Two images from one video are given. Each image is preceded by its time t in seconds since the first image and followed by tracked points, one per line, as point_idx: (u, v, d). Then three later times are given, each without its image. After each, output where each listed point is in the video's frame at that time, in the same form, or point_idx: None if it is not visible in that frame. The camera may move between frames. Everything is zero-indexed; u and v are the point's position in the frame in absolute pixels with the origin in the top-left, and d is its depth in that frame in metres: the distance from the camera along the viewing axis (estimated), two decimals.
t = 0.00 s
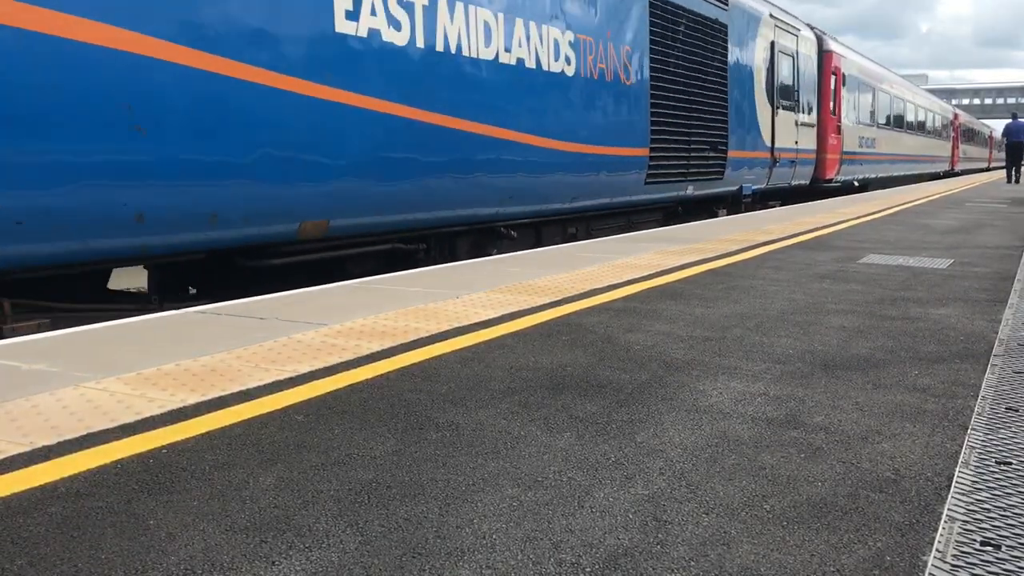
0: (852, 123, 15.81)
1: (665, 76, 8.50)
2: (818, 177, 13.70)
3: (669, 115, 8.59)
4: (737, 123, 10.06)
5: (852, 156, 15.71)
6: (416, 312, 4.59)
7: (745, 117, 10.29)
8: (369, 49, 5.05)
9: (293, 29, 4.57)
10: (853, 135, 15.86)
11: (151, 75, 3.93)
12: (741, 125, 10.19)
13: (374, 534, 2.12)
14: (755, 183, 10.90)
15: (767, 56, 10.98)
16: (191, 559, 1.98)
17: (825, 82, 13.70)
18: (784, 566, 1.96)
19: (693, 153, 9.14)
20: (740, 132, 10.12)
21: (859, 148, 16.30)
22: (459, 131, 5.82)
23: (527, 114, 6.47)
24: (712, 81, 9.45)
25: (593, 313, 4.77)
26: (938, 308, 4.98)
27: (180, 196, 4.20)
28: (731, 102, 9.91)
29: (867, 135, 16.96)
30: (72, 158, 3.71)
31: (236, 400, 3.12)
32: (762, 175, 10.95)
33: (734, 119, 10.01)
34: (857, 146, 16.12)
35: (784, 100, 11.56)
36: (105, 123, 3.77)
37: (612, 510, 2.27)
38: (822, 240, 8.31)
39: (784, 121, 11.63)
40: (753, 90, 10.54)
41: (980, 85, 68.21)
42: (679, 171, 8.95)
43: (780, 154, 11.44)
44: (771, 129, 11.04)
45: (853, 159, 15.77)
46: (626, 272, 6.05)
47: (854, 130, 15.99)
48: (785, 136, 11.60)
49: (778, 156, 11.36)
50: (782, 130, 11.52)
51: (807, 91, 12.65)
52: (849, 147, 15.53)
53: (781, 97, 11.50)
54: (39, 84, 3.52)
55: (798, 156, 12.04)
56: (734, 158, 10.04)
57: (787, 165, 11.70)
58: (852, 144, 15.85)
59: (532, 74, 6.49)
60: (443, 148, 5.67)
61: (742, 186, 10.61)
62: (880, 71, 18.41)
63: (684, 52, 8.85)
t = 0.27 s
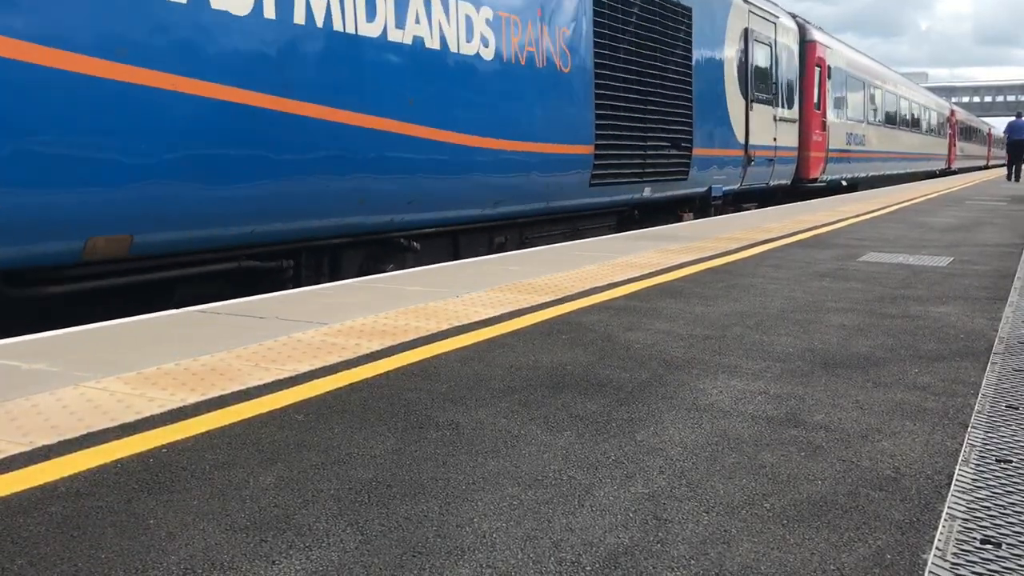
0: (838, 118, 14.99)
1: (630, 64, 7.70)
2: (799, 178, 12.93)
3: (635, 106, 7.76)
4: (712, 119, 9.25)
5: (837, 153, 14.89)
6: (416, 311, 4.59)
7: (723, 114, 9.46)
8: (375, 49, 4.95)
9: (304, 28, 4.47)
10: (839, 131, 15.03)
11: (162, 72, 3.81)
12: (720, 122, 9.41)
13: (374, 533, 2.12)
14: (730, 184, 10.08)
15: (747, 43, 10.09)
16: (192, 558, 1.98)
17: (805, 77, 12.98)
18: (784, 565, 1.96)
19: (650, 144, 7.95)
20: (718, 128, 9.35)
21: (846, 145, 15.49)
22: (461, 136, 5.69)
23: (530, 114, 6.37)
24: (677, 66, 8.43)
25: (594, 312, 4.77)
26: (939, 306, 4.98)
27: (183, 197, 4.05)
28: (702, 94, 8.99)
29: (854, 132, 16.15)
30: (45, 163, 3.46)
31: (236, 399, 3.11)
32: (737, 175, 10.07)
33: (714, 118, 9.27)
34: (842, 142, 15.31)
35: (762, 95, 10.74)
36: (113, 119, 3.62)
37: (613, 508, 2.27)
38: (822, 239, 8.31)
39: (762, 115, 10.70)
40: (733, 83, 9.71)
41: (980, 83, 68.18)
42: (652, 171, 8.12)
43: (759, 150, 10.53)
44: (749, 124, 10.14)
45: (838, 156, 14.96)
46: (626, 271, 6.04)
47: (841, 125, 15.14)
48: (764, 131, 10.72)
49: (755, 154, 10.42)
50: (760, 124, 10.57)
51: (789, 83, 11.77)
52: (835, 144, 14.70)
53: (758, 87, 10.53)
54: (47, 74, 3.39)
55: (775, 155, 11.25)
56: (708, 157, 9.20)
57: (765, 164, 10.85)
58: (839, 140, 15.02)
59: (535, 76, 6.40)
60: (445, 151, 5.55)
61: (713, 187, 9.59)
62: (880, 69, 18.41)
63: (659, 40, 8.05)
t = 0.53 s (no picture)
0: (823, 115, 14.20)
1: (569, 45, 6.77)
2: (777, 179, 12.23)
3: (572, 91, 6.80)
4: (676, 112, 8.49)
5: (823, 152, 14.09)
6: (416, 310, 4.59)
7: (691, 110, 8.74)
8: (363, 49, 4.91)
9: (305, 26, 4.50)
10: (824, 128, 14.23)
11: (149, 73, 3.77)
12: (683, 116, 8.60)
13: (374, 532, 2.12)
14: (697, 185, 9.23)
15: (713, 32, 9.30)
16: (192, 557, 1.98)
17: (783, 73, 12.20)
18: (784, 563, 1.96)
19: (594, 141, 7.07)
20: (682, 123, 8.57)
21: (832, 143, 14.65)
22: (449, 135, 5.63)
23: (529, 115, 6.37)
24: (628, 58, 7.61)
25: (594, 310, 4.77)
26: (938, 304, 4.98)
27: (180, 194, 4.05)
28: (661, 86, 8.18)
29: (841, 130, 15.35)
30: None
31: (236, 399, 3.11)
32: (704, 173, 9.24)
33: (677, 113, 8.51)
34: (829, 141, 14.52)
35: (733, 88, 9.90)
36: (113, 113, 3.64)
37: (613, 507, 2.27)
38: (822, 236, 8.31)
39: (732, 109, 9.88)
40: (698, 76, 8.95)
41: (979, 81, 68.15)
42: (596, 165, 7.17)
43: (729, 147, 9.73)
44: (716, 119, 9.36)
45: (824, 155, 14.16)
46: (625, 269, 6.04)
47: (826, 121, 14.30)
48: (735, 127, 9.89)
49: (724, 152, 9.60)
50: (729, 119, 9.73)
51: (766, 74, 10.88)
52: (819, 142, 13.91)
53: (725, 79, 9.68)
54: (49, 67, 3.42)
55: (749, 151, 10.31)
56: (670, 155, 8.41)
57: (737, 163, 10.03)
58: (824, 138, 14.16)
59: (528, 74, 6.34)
60: (442, 150, 5.55)
61: (675, 188, 8.70)
62: (879, 68, 18.40)
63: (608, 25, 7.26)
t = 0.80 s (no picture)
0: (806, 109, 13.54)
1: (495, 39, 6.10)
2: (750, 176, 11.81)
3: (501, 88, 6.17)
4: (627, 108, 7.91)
5: (805, 149, 13.46)
6: (415, 309, 4.59)
7: (646, 105, 8.19)
8: (300, 46, 4.69)
9: (232, 25, 4.30)
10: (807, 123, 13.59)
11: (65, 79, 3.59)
12: (637, 112, 8.07)
13: (374, 531, 2.12)
14: (654, 187, 8.72)
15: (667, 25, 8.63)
16: (192, 557, 1.99)
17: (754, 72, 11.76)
18: (784, 561, 1.96)
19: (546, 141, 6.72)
20: (632, 122, 8.00)
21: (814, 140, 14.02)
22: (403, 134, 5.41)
23: (505, 114, 6.24)
24: (565, 48, 6.97)
25: (593, 309, 4.77)
26: (938, 303, 4.98)
27: (176, 192, 4.14)
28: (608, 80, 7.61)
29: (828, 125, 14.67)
30: None
31: (236, 398, 3.11)
32: (659, 174, 8.70)
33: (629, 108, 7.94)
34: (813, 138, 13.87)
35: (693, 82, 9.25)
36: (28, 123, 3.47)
37: (613, 505, 2.27)
38: (821, 235, 8.31)
39: (692, 105, 9.28)
40: (651, 71, 8.35)
41: (979, 78, 68.12)
42: (526, 174, 6.59)
43: (688, 146, 9.17)
44: (673, 118, 8.78)
45: (806, 152, 13.55)
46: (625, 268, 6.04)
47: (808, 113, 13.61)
48: (694, 123, 9.29)
49: (682, 150, 9.04)
50: (687, 114, 9.17)
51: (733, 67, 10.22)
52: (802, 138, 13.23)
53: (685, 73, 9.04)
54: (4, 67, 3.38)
55: (714, 150, 9.82)
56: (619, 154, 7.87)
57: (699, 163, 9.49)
58: (807, 135, 13.53)
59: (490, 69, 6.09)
60: (412, 150, 5.49)
61: (629, 190, 8.16)
62: (879, 66, 18.39)
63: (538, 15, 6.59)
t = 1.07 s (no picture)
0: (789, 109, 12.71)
1: (401, 34, 5.29)
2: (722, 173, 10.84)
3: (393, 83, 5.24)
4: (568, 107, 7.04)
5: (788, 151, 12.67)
6: (415, 311, 4.59)
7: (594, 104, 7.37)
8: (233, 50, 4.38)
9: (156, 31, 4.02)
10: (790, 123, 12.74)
11: None
12: (582, 110, 7.20)
13: (374, 533, 2.12)
14: (608, 191, 7.84)
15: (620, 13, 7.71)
16: (192, 559, 1.99)
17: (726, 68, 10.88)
18: (784, 563, 1.96)
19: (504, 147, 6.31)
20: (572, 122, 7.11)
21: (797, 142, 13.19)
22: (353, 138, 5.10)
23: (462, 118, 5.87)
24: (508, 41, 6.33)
25: (593, 311, 4.77)
26: (938, 304, 4.98)
27: (90, 204, 3.86)
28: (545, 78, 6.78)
29: (813, 125, 13.84)
30: None
31: (235, 400, 3.11)
32: (607, 179, 7.72)
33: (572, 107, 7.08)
34: (796, 139, 13.06)
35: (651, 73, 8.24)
36: None
37: (612, 507, 2.27)
38: (821, 237, 8.31)
39: (653, 102, 8.29)
40: (598, 65, 7.44)
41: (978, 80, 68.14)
42: (484, 178, 6.21)
43: (649, 147, 8.29)
44: (630, 117, 7.93)
45: (790, 155, 12.75)
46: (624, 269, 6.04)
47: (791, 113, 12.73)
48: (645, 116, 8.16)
49: (637, 152, 8.11)
50: (643, 109, 8.11)
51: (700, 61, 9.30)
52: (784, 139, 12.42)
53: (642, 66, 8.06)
54: None
55: (677, 151, 8.86)
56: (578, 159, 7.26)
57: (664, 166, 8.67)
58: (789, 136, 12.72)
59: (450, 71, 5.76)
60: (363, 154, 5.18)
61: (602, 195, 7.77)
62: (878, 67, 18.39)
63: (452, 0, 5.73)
